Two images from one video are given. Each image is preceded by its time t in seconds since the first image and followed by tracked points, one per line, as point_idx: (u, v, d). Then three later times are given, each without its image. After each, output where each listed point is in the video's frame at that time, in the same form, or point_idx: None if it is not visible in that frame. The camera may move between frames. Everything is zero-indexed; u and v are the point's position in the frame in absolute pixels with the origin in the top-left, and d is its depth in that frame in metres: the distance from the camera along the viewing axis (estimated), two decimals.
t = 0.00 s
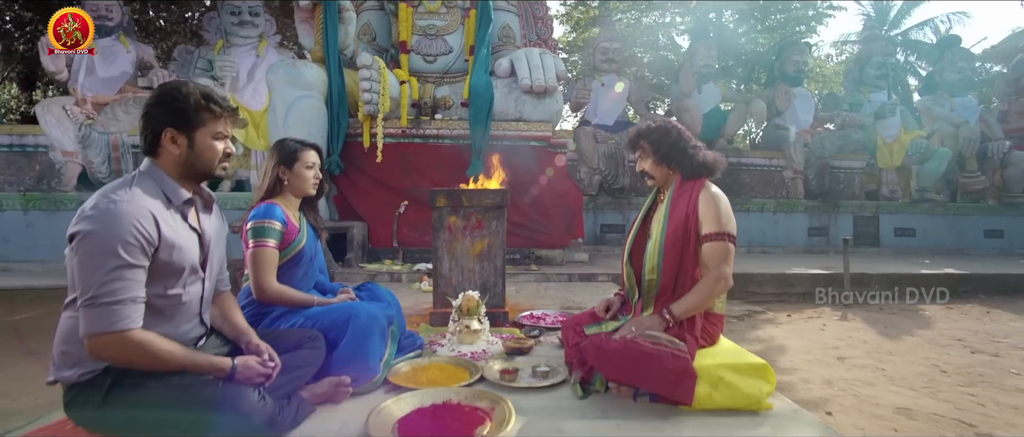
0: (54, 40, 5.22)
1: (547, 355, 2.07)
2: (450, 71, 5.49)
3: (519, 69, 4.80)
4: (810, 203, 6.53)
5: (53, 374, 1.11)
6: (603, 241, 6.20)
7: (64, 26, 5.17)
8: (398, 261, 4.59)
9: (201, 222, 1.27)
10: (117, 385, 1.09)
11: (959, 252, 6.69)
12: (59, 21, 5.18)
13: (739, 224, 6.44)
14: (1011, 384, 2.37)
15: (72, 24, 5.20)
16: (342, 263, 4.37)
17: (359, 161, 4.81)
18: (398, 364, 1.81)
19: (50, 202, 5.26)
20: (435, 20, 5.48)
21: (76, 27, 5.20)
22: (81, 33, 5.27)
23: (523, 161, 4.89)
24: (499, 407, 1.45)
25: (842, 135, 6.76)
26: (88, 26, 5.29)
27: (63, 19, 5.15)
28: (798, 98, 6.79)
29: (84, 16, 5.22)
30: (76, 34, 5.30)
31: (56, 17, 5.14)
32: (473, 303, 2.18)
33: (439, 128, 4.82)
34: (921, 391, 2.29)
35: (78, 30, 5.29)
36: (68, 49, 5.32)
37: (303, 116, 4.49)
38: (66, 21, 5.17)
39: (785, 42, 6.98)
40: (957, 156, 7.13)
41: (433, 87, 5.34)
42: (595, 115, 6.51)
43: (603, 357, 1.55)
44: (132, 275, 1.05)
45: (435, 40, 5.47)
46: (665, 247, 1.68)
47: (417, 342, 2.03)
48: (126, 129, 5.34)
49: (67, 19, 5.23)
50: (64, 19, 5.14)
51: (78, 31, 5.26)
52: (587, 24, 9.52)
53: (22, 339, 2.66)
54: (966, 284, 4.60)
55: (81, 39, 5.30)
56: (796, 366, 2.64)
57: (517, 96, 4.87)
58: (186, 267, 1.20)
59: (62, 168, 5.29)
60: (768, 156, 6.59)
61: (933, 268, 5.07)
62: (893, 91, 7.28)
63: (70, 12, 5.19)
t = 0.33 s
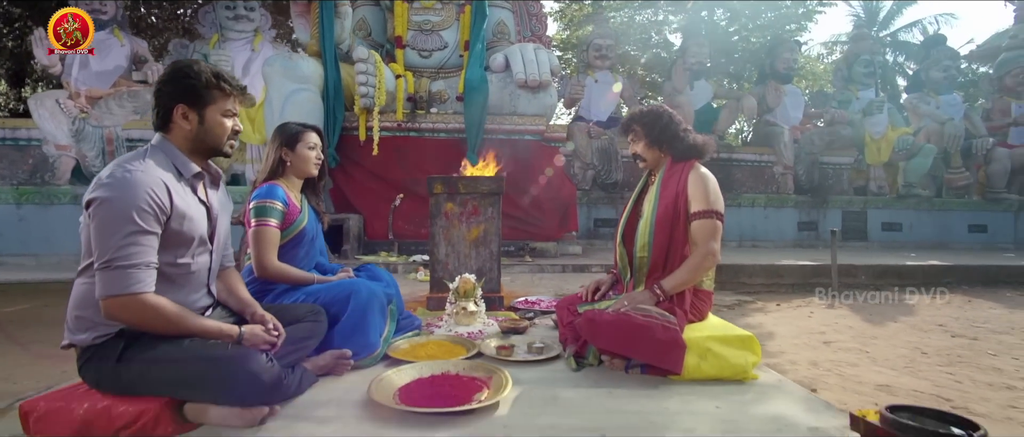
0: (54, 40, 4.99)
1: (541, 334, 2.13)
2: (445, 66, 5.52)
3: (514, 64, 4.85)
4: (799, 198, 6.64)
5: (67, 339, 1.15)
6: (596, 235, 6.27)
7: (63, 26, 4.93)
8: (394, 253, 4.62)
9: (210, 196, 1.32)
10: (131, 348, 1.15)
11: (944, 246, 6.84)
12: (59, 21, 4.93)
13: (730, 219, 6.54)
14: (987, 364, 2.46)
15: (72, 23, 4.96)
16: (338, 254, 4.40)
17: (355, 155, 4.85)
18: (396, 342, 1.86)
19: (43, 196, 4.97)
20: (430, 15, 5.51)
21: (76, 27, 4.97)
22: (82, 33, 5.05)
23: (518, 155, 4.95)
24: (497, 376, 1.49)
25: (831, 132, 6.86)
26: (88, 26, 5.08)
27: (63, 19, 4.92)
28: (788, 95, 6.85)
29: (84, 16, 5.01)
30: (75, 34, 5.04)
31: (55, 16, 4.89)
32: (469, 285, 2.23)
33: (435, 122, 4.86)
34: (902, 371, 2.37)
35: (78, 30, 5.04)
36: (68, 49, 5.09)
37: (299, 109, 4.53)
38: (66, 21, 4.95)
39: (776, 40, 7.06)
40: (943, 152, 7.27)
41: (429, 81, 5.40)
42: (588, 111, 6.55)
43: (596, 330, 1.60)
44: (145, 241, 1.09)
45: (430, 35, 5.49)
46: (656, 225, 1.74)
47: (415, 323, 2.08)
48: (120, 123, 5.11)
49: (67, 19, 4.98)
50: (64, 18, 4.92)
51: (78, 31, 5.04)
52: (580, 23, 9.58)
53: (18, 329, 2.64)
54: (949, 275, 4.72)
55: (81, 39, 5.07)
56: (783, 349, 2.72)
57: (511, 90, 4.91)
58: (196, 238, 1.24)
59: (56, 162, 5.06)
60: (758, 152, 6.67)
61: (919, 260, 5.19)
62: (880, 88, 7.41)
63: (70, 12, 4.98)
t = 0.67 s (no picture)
0: (54, 40, 4.82)
1: (535, 322, 2.16)
2: (439, 64, 5.49)
3: (507, 61, 4.85)
4: (789, 195, 6.75)
5: (70, 318, 1.18)
6: (589, 232, 6.34)
7: (63, 26, 4.74)
8: (388, 249, 4.64)
9: (210, 181, 1.35)
10: (135, 326, 1.18)
11: (929, 242, 6.97)
12: (58, 22, 4.75)
13: (721, 216, 6.63)
14: (967, 351, 2.54)
15: (72, 23, 4.78)
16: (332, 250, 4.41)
17: (349, 151, 4.86)
18: (392, 329, 1.89)
19: (33, 193, 4.87)
20: (424, 13, 5.48)
21: (76, 27, 4.79)
22: (82, 33, 4.87)
23: (512, 152, 4.99)
24: (491, 358, 1.53)
25: (820, 130, 6.98)
26: (88, 26, 4.90)
27: (63, 19, 4.73)
28: (778, 94, 6.91)
29: (86, 17, 4.88)
30: (76, 35, 4.86)
31: (55, 16, 4.72)
32: (464, 275, 2.28)
33: (429, 119, 4.90)
34: (884, 357, 2.44)
35: (78, 31, 4.86)
36: (68, 49, 4.92)
37: (293, 105, 4.54)
38: (66, 21, 4.76)
39: (765, 40, 7.14)
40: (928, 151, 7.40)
41: (423, 78, 5.45)
42: (581, 110, 6.59)
43: (588, 314, 1.65)
44: (149, 222, 1.12)
45: (424, 33, 5.47)
46: (646, 212, 1.80)
47: (410, 312, 2.11)
48: (112, 119, 5.04)
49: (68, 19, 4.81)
50: (64, 18, 4.73)
51: (79, 31, 4.85)
52: (574, 23, 9.64)
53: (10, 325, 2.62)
54: (934, 269, 4.82)
55: (82, 39, 4.90)
56: (772, 338, 2.77)
57: (505, 88, 4.99)
58: (197, 221, 1.27)
59: (46, 158, 4.95)
60: (749, 150, 6.74)
61: (904, 255, 5.31)
62: (868, 88, 7.52)
63: (70, 12, 4.77)
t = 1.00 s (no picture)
0: (54, 40, 4.84)
1: (531, 318, 2.19)
2: (437, 66, 5.52)
3: (504, 65, 4.91)
4: (783, 198, 6.82)
5: (75, 308, 1.20)
6: (585, 234, 6.38)
7: (63, 26, 4.80)
8: (385, 250, 4.66)
9: (213, 177, 1.38)
10: (140, 317, 1.20)
11: (922, 245, 7.04)
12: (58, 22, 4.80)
13: (716, 218, 6.67)
14: (956, 348, 2.59)
15: (72, 23, 4.84)
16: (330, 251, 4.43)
17: (346, 153, 4.89)
18: (390, 324, 1.91)
19: (29, 195, 4.83)
20: (421, 17, 5.51)
21: (76, 26, 4.84)
22: (82, 33, 4.91)
23: (508, 155, 5.03)
24: (488, 351, 1.55)
25: (813, 133, 7.06)
26: (88, 25, 4.95)
27: (63, 19, 4.80)
28: (772, 98, 6.95)
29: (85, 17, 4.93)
30: (75, 34, 4.90)
31: (55, 16, 4.79)
32: (461, 272, 2.30)
33: (426, 121, 4.93)
34: (875, 354, 2.48)
35: (78, 31, 4.91)
36: (68, 49, 4.95)
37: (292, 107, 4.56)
38: (66, 20, 4.82)
39: (759, 45, 7.22)
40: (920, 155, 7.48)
41: (420, 81, 5.47)
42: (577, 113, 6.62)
43: (585, 309, 1.68)
44: (155, 215, 1.15)
45: (421, 36, 5.50)
46: (641, 210, 1.83)
47: (408, 309, 2.14)
48: (109, 121, 5.04)
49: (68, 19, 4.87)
50: (64, 18, 4.79)
51: (79, 31, 4.90)
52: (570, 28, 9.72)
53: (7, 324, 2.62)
54: (925, 271, 4.88)
55: (82, 39, 4.94)
56: (765, 336, 2.80)
57: (502, 91, 5.00)
58: (200, 215, 1.30)
59: (42, 160, 4.92)
60: (743, 153, 6.79)
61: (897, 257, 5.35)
62: (860, 93, 7.61)
63: (70, 12, 4.85)
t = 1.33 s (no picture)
0: (54, 40, 4.86)
1: (529, 318, 2.21)
2: (435, 71, 5.54)
3: (503, 69, 4.95)
4: (780, 202, 6.85)
5: (79, 306, 1.22)
6: (583, 238, 6.39)
7: (63, 26, 4.81)
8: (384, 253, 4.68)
9: (215, 177, 1.39)
10: (143, 314, 1.21)
11: (917, 248, 7.08)
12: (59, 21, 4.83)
13: (714, 222, 6.69)
14: (951, 348, 2.61)
15: (72, 23, 4.86)
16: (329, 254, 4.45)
17: (345, 157, 4.91)
18: (390, 324, 1.93)
19: (28, 199, 4.82)
20: (420, 22, 5.54)
21: (76, 26, 4.86)
22: (82, 33, 4.93)
23: (506, 159, 5.06)
24: (487, 349, 1.57)
25: (809, 137, 7.11)
26: (88, 26, 4.97)
27: (63, 19, 4.82)
28: (769, 102, 7.02)
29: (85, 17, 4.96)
30: (76, 34, 4.93)
31: (56, 16, 4.81)
32: (459, 273, 2.32)
33: (424, 125, 4.96)
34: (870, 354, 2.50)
35: (79, 30, 4.93)
36: (69, 50, 4.96)
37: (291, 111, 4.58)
38: (66, 21, 4.84)
39: (755, 49, 7.27)
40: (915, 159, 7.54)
41: (419, 85, 5.49)
42: (576, 118, 6.67)
43: (582, 308, 1.70)
44: (159, 213, 1.16)
45: (420, 41, 5.52)
46: (638, 211, 1.86)
47: (407, 309, 2.15)
48: (108, 125, 5.05)
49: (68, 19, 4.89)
50: (64, 18, 4.81)
51: (79, 31, 4.92)
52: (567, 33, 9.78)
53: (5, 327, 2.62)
54: (921, 273, 4.91)
55: (82, 39, 4.95)
56: (762, 337, 2.82)
57: (500, 95, 5.05)
58: (202, 215, 1.32)
59: (41, 164, 4.92)
60: (740, 157, 6.84)
61: (894, 260, 5.38)
62: (855, 97, 7.67)
63: (71, 12, 4.88)
